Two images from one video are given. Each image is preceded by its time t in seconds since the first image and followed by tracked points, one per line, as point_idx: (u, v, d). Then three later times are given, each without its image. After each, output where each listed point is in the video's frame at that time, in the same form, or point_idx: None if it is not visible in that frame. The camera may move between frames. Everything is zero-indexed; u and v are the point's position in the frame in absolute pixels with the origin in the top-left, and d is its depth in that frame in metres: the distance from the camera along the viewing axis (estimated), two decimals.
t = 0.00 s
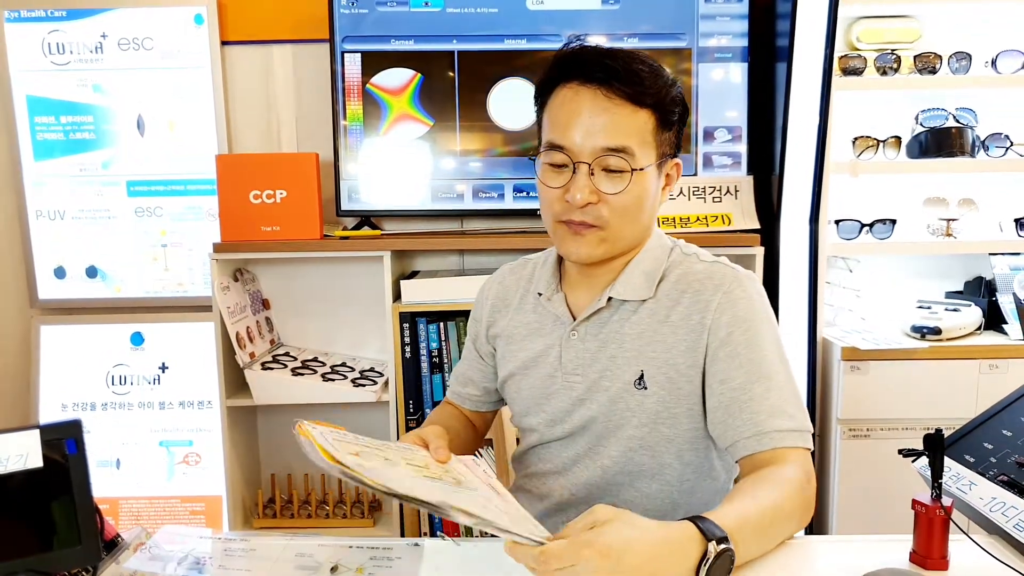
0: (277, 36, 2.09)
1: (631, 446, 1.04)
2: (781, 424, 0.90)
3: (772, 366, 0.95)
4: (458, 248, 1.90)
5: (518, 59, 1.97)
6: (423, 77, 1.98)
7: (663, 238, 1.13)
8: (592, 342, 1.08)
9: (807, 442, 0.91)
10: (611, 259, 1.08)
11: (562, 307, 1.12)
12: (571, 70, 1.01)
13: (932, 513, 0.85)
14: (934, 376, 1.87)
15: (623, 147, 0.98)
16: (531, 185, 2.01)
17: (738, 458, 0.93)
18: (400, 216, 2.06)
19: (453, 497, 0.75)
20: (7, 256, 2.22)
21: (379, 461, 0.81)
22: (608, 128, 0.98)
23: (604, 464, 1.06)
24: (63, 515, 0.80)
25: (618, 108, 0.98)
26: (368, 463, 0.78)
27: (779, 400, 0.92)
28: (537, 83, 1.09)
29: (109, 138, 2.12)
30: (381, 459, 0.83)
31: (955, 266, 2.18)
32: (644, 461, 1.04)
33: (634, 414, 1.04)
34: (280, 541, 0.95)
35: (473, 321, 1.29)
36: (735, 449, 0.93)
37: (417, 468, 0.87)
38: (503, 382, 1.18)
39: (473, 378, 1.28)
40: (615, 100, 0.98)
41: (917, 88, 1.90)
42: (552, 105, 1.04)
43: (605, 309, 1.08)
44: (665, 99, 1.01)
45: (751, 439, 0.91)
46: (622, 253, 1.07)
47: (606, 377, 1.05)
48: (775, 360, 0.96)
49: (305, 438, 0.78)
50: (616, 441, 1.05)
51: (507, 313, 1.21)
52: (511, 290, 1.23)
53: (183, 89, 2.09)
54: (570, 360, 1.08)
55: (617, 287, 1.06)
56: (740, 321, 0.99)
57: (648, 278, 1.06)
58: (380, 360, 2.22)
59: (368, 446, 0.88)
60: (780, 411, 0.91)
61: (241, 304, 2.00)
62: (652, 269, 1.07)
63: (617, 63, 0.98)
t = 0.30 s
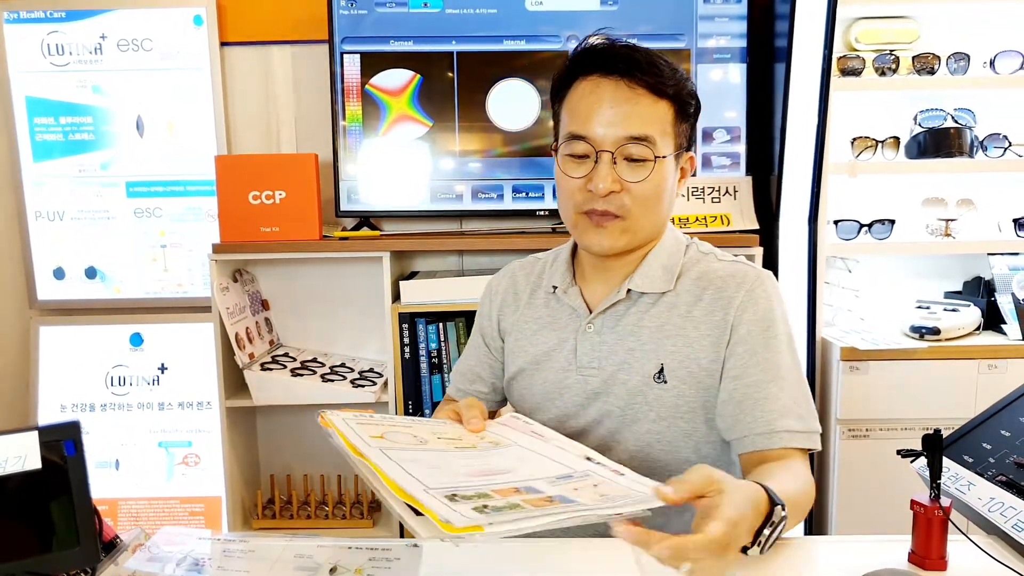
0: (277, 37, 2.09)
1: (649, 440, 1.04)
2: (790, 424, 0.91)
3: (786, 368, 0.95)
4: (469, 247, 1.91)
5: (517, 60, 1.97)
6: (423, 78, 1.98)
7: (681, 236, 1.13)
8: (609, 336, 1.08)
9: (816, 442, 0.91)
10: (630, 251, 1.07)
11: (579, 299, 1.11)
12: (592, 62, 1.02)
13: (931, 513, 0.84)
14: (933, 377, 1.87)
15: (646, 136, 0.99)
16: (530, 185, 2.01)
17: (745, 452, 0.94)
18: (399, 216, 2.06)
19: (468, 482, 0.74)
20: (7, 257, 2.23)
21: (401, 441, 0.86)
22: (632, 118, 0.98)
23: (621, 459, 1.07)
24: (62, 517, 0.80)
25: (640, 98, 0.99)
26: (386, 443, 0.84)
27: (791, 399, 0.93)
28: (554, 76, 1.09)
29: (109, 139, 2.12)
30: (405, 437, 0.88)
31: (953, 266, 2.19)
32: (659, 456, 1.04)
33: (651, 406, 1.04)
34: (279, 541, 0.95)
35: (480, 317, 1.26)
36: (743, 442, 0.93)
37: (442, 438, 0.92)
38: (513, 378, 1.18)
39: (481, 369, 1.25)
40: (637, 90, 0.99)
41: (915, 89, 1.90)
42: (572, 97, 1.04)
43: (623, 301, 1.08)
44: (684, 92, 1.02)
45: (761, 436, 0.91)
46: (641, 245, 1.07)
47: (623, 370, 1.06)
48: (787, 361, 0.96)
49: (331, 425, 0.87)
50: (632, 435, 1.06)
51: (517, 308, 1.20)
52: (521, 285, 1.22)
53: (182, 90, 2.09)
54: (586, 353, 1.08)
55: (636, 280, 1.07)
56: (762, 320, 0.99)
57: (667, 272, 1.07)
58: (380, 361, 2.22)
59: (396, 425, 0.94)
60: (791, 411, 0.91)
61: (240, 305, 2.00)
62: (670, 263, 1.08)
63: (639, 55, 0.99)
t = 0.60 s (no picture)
0: (277, 36, 2.09)
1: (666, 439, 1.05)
2: (824, 419, 0.97)
3: (811, 361, 1.01)
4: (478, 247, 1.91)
5: (517, 60, 1.97)
6: (423, 78, 1.98)
7: (690, 236, 1.13)
8: (625, 336, 1.07)
9: (847, 429, 0.97)
10: (639, 252, 1.06)
11: (592, 299, 1.09)
12: (593, 63, 1.02)
13: (931, 513, 0.84)
14: (934, 376, 1.87)
15: (651, 134, 0.99)
16: (531, 185, 2.01)
17: (785, 448, 1.01)
18: (400, 216, 2.06)
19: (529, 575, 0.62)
20: (8, 257, 2.23)
21: (477, 505, 0.75)
22: (637, 116, 0.98)
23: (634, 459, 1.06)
24: (63, 516, 0.80)
25: (644, 96, 0.99)
26: (461, 516, 0.73)
27: (821, 395, 0.98)
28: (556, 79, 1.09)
29: (109, 139, 2.12)
30: (482, 498, 0.77)
31: (954, 266, 2.19)
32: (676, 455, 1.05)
33: (670, 404, 1.05)
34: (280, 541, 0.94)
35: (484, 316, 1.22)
36: (782, 441, 1.00)
37: (523, 492, 0.79)
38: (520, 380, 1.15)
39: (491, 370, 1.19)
40: (641, 89, 0.99)
41: (916, 88, 1.90)
42: (575, 98, 1.04)
43: (638, 300, 1.07)
44: (688, 89, 1.02)
45: (801, 434, 0.97)
46: (650, 245, 1.06)
47: (642, 370, 1.06)
48: (811, 356, 1.01)
49: (404, 496, 0.77)
50: (649, 433, 1.06)
51: (523, 310, 1.17)
52: (524, 284, 1.19)
53: (181, 90, 2.09)
54: (600, 353, 1.07)
55: (651, 279, 1.06)
56: (783, 321, 1.02)
57: (681, 271, 1.06)
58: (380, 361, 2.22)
59: (475, 479, 0.82)
60: (823, 406, 0.98)
61: (240, 305, 2.00)
62: (683, 261, 1.07)
63: (641, 54, 0.99)
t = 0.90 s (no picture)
0: (277, 35, 2.09)
1: (667, 436, 1.05)
2: (846, 412, 0.94)
3: (826, 352, 0.98)
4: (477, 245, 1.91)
5: (517, 59, 1.97)
6: (423, 77, 1.97)
7: (699, 235, 1.12)
8: (629, 331, 1.07)
9: (872, 421, 0.94)
10: (643, 251, 1.06)
11: (597, 293, 1.10)
12: (596, 62, 1.02)
13: (932, 512, 0.85)
14: (934, 376, 1.87)
15: (652, 131, 0.98)
16: (532, 185, 2.01)
17: (810, 448, 0.97)
18: (400, 215, 2.06)
19: None
20: (7, 257, 2.22)
21: (520, 558, 0.79)
22: (637, 113, 0.98)
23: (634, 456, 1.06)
24: (63, 516, 0.80)
25: (645, 94, 0.99)
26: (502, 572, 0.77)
27: (838, 387, 0.96)
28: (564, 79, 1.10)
29: (109, 138, 2.12)
30: (525, 548, 0.81)
31: (954, 265, 2.19)
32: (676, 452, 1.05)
33: (671, 402, 1.05)
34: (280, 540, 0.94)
35: (486, 293, 1.23)
36: (806, 440, 0.97)
37: (565, 534, 0.82)
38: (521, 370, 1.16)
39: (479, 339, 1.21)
40: (642, 86, 0.99)
41: (917, 88, 1.90)
42: (579, 98, 1.04)
43: (643, 297, 1.07)
44: (692, 86, 1.02)
45: (822, 431, 0.94)
46: (654, 244, 1.05)
47: (643, 366, 1.05)
48: (826, 350, 0.99)
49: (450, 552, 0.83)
50: (648, 430, 1.05)
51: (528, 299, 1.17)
52: (534, 272, 1.20)
53: (181, 89, 2.09)
54: (602, 347, 1.07)
55: (656, 276, 1.06)
56: (790, 317, 1.01)
57: (687, 269, 1.06)
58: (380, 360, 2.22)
59: (519, 522, 0.85)
60: (844, 399, 0.94)
61: (240, 304, 2.00)
62: (689, 259, 1.07)
63: (642, 52, 0.99)
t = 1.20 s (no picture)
0: (277, 34, 2.09)
1: (667, 438, 1.04)
2: (846, 423, 0.97)
3: (830, 365, 1.00)
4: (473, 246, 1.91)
5: (518, 58, 1.97)
6: (423, 77, 1.97)
7: (707, 238, 1.12)
8: (632, 332, 1.07)
9: (871, 433, 0.97)
10: (644, 258, 1.06)
11: (602, 292, 1.09)
12: (607, 66, 1.01)
13: (932, 512, 0.85)
14: (933, 376, 1.87)
15: (657, 143, 0.98)
16: (533, 185, 2.01)
17: (809, 457, 1.00)
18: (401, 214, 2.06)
19: None
20: (8, 255, 2.22)
21: (521, 563, 0.79)
22: (643, 123, 0.97)
23: (633, 458, 1.05)
24: (63, 515, 0.80)
25: (652, 104, 0.98)
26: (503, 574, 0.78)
27: (841, 398, 0.98)
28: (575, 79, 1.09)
29: (109, 137, 2.12)
30: (527, 555, 0.81)
31: (954, 265, 2.19)
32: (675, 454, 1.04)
33: (671, 404, 1.04)
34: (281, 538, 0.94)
35: (490, 277, 1.22)
36: (806, 450, 0.99)
37: (568, 544, 0.83)
38: (519, 364, 1.15)
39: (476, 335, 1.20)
40: (649, 96, 0.98)
41: (917, 88, 1.90)
42: (589, 100, 1.03)
43: (650, 300, 1.07)
44: (704, 95, 1.01)
45: (822, 441, 0.97)
46: (655, 252, 1.05)
47: (645, 369, 1.05)
48: (831, 361, 1.01)
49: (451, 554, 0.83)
50: (648, 432, 1.05)
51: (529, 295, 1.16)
52: (538, 268, 1.19)
53: (182, 87, 2.09)
54: (604, 348, 1.07)
55: (664, 280, 1.06)
56: (797, 325, 1.02)
57: (696, 274, 1.06)
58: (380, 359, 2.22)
59: (521, 531, 0.86)
60: (844, 410, 0.97)
61: (240, 303, 2.00)
62: (698, 265, 1.07)
63: (654, 60, 0.98)
